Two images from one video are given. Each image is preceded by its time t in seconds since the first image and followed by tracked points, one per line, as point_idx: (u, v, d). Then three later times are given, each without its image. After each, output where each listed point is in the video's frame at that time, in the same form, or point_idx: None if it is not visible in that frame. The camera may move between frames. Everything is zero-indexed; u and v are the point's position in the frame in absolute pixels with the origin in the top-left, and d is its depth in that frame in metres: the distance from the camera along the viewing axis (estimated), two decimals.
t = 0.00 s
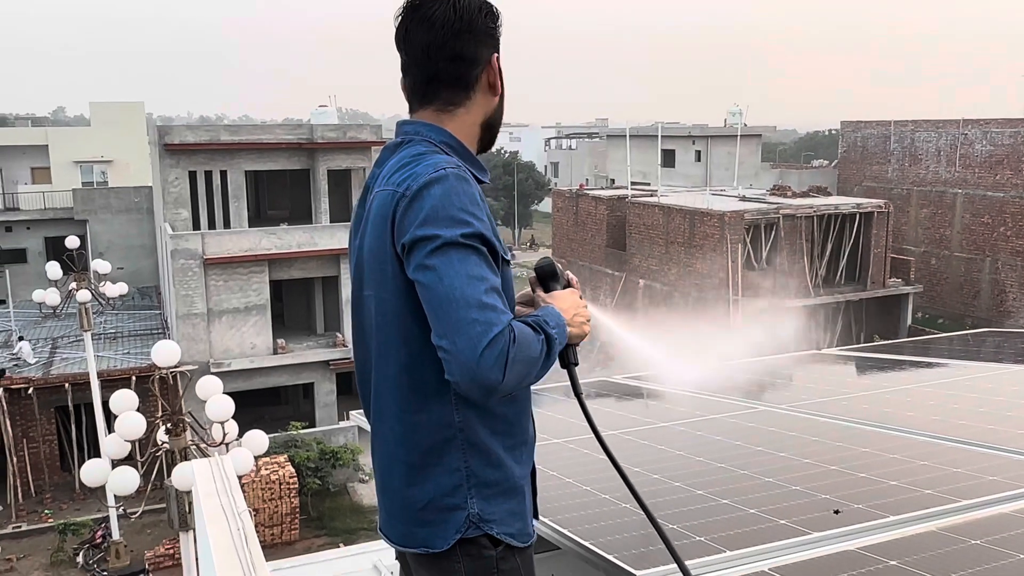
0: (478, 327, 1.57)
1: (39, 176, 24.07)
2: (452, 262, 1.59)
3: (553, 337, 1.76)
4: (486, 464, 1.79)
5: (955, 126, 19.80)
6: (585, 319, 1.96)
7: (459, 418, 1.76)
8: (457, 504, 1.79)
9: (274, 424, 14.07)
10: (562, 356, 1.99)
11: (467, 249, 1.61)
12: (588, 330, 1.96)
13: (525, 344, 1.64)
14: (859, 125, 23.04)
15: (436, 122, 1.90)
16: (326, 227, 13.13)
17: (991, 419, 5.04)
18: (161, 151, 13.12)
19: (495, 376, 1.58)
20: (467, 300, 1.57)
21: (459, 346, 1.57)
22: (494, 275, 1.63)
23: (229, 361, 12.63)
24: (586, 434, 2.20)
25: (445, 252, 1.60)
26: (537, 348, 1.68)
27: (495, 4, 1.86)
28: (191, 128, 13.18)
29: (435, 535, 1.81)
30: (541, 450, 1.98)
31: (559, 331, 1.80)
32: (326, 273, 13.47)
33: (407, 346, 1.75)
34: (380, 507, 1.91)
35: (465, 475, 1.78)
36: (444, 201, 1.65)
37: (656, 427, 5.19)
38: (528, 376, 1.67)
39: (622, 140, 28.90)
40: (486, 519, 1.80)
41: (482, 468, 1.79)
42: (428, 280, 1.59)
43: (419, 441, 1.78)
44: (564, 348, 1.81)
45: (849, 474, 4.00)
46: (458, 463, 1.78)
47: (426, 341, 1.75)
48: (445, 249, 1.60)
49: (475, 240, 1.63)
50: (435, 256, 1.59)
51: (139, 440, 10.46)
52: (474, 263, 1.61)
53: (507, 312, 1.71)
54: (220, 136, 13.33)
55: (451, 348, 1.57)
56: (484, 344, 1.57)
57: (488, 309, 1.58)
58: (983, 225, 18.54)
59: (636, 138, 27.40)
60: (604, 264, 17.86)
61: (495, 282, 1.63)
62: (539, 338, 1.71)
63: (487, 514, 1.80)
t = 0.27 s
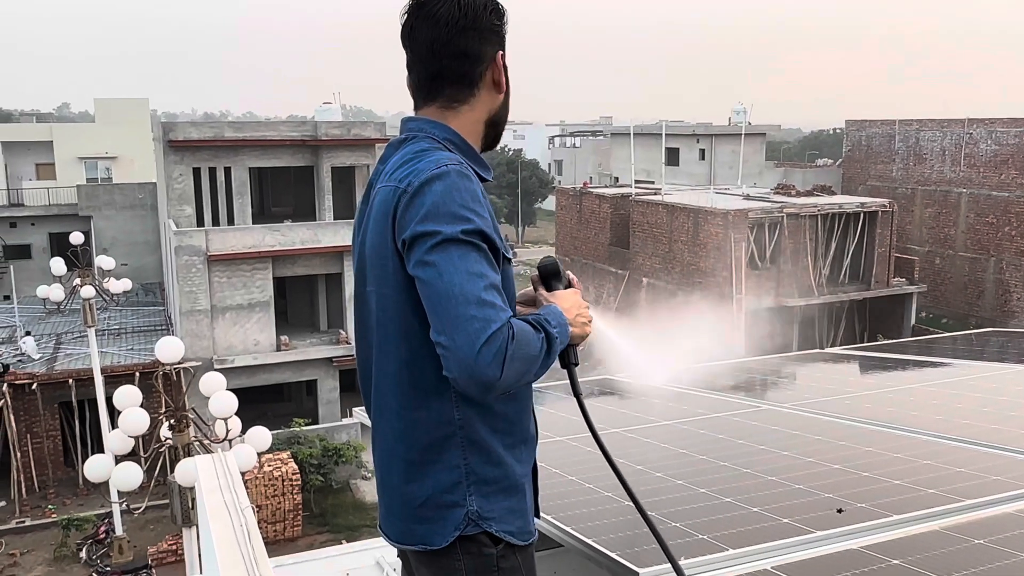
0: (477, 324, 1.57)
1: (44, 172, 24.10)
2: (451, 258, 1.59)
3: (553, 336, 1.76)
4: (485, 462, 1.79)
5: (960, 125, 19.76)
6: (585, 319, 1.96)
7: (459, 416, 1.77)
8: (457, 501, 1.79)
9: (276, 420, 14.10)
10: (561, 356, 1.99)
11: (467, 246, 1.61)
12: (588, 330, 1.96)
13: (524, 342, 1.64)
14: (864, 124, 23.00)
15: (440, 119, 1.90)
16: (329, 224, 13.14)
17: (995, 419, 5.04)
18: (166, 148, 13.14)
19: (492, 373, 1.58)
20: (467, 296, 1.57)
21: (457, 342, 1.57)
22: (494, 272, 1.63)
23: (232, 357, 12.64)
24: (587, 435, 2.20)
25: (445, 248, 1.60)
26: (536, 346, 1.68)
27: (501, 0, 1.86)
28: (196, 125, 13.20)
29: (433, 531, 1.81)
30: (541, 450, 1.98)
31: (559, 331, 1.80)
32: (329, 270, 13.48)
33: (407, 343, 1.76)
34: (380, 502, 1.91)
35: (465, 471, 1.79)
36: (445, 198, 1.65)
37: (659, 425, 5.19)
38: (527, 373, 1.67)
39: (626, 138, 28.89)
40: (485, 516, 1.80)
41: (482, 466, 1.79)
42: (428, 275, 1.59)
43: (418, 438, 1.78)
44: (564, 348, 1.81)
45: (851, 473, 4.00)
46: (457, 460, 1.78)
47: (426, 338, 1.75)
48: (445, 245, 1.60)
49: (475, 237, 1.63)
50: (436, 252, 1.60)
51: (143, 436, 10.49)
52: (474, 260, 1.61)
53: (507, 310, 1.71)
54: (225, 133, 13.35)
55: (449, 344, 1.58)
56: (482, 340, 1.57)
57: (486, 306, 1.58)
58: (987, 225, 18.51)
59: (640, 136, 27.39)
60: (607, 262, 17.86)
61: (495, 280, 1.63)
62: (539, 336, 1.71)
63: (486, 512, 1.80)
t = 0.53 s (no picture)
0: (455, 321, 1.57)
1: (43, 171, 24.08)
2: (433, 254, 1.59)
3: (538, 338, 1.76)
4: (477, 459, 1.80)
5: (962, 124, 19.73)
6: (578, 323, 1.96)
7: (450, 413, 1.77)
8: (448, 498, 1.80)
9: (277, 419, 14.10)
10: (554, 358, 1.99)
11: (450, 242, 1.61)
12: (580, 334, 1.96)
13: (504, 341, 1.64)
14: (865, 123, 22.98)
15: (439, 116, 1.90)
16: (329, 223, 13.14)
17: (997, 417, 5.04)
18: (166, 146, 13.13)
19: (469, 370, 1.58)
20: (447, 292, 1.57)
21: (436, 338, 1.57)
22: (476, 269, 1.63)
23: (233, 356, 12.64)
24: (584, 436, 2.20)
25: (427, 244, 1.60)
26: (517, 346, 1.68)
27: None
28: (196, 123, 13.19)
29: (425, 529, 1.81)
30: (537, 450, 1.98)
31: (548, 334, 1.80)
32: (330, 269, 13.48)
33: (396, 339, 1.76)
34: (373, 499, 1.92)
35: (456, 468, 1.79)
36: (430, 195, 1.65)
37: (660, 424, 5.19)
38: (508, 373, 1.67)
39: (626, 137, 28.87)
40: (476, 514, 1.80)
41: (473, 463, 1.79)
42: (410, 271, 1.60)
43: (409, 435, 1.78)
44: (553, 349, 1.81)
45: (853, 471, 4.00)
46: (449, 457, 1.78)
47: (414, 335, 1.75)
48: (428, 241, 1.60)
49: (459, 233, 1.63)
50: (418, 248, 1.60)
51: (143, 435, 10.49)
52: (456, 256, 1.61)
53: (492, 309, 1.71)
54: (225, 131, 13.34)
55: (428, 340, 1.58)
56: (460, 337, 1.57)
57: (466, 303, 1.58)
58: (988, 224, 18.50)
59: (640, 134, 27.37)
60: (608, 260, 17.85)
61: (478, 277, 1.63)
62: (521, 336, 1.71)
63: (478, 510, 1.80)
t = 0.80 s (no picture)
0: (432, 321, 1.56)
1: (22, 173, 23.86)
2: (409, 253, 1.59)
3: (517, 337, 1.76)
4: (451, 461, 1.79)
5: (941, 124, 19.89)
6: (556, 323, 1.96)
7: (424, 415, 1.76)
8: (422, 500, 1.79)
9: (260, 422, 14.02)
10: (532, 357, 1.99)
11: (426, 242, 1.61)
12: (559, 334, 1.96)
13: (483, 339, 1.64)
14: (845, 124, 23.13)
15: (412, 118, 1.89)
16: (312, 225, 13.09)
17: (975, 416, 5.07)
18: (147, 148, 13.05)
19: (448, 370, 1.58)
20: (423, 292, 1.56)
21: (414, 338, 1.57)
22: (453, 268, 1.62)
23: (215, 360, 12.58)
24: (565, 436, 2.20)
25: (403, 244, 1.60)
26: (496, 344, 1.68)
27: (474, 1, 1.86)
28: (177, 126, 13.11)
29: (399, 531, 1.81)
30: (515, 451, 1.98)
31: (526, 334, 1.80)
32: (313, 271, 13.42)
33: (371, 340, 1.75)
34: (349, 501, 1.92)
35: (430, 470, 1.78)
36: (405, 195, 1.65)
37: (642, 425, 5.20)
38: (487, 371, 1.67)
39: (609, 138, 28.93)
40: (450, 516, 1.79)
41: (447, 465, 1.79)
42: (387, 272, 1.59)
43: (383, 437, 1.78)
44: (531, 349, 1.81)
45: (833, 471, 4.02)
46: (423, 460, 1.78)
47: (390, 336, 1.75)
48: (404, 241, 1.60)
49: (435, 233, 1.62)
50: (393, 248, 1.60)
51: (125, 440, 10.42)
52: (433, 255, 1.60)
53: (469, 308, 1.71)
54: (206, 134, 13.27)
55: (406, 339, 1.58)
56: (438, 336, 1.56)
57: (443, 301, 1.58)
58: (967, 223, 18.68)
59: (623, 136, 27.43)
60: (592, 261, 17.88)
61: (455, 276, 1.63)
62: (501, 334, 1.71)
63: (453, 513, 1.79)
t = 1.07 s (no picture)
0: (392, 331, 1.56)
1: None
2: (368, 265, 1.58)
3: (480, 348, 1.76)
4: (414, 473, 1.78)
5: (904, 131, 20.22)
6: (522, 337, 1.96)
7: (386, 427, 1.75)
8: (386, 513, 1.78)
9: (230, 433, 13.87)
10: (497, 368, 1.99)
11: (386, 253, 1.60)
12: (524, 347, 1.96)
13: (444, 350, 1.64)
14: (811, 132, 23.45)
15: (371, 127, 1.88)
16: (280, 234, 13.01)
17: (937, 420, 5.15)
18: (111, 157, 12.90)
19: (409, 381, 1.57)
20: (383, 302, 1.56)
21: (374, 350, 1.56)
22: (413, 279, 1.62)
23: (182, 371, 12.43)
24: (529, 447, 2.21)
25: (362, 255, 1.59)
26: (458, 355, 1.68)
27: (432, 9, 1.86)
28: (142, 134, 12.97)
29: (362, 544, 1.79)
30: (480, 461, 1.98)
31: (489, 346, 1.80)
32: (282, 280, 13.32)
33: (332, 352, 1.74)
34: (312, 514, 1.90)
35: (394, 483, 1.77)
36: (364, 206, 1.64)
37: (609, 433, 5.21)
38: (449, 383, 1.66)
39: (579, 146, 29.08)
40: (414, 529, 1.79)
41: (411, 477, 1.78)
42: (346, 284, 1.58)
43: (345, 449, 1.76)
44: (494, 360, 1.81)
45: (798, 476, 4.06)
46: (386, 471, 1.77)
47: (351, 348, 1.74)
48: (363, 252, 1.59)
49: (395, 244, 1.62)
50: (353, 260, 1.59)
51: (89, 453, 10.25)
52: (393, 265, 1.60)
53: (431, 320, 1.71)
54: (172, 142, 13.14)
55: (367, 350, 1.57)
56: (399, 347, 1.56)
57: (404, 312, 1.57)
58: (930, 229, 19.01)
59: (593, 144, 27.59)
60: (562, 269, 17.95)
61: (416, 287, 1.62)
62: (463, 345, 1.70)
63: (416, 525, 1.79)
